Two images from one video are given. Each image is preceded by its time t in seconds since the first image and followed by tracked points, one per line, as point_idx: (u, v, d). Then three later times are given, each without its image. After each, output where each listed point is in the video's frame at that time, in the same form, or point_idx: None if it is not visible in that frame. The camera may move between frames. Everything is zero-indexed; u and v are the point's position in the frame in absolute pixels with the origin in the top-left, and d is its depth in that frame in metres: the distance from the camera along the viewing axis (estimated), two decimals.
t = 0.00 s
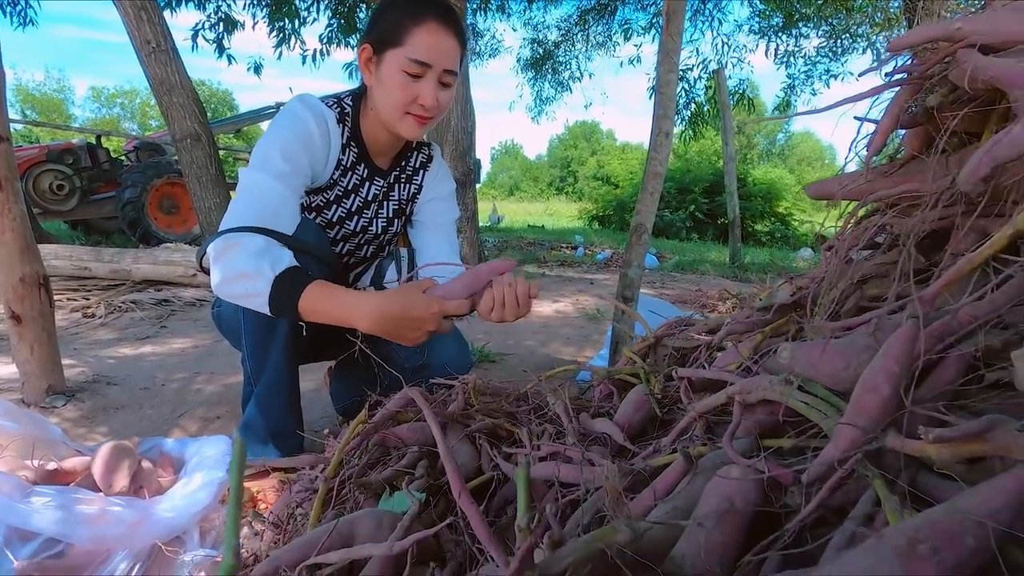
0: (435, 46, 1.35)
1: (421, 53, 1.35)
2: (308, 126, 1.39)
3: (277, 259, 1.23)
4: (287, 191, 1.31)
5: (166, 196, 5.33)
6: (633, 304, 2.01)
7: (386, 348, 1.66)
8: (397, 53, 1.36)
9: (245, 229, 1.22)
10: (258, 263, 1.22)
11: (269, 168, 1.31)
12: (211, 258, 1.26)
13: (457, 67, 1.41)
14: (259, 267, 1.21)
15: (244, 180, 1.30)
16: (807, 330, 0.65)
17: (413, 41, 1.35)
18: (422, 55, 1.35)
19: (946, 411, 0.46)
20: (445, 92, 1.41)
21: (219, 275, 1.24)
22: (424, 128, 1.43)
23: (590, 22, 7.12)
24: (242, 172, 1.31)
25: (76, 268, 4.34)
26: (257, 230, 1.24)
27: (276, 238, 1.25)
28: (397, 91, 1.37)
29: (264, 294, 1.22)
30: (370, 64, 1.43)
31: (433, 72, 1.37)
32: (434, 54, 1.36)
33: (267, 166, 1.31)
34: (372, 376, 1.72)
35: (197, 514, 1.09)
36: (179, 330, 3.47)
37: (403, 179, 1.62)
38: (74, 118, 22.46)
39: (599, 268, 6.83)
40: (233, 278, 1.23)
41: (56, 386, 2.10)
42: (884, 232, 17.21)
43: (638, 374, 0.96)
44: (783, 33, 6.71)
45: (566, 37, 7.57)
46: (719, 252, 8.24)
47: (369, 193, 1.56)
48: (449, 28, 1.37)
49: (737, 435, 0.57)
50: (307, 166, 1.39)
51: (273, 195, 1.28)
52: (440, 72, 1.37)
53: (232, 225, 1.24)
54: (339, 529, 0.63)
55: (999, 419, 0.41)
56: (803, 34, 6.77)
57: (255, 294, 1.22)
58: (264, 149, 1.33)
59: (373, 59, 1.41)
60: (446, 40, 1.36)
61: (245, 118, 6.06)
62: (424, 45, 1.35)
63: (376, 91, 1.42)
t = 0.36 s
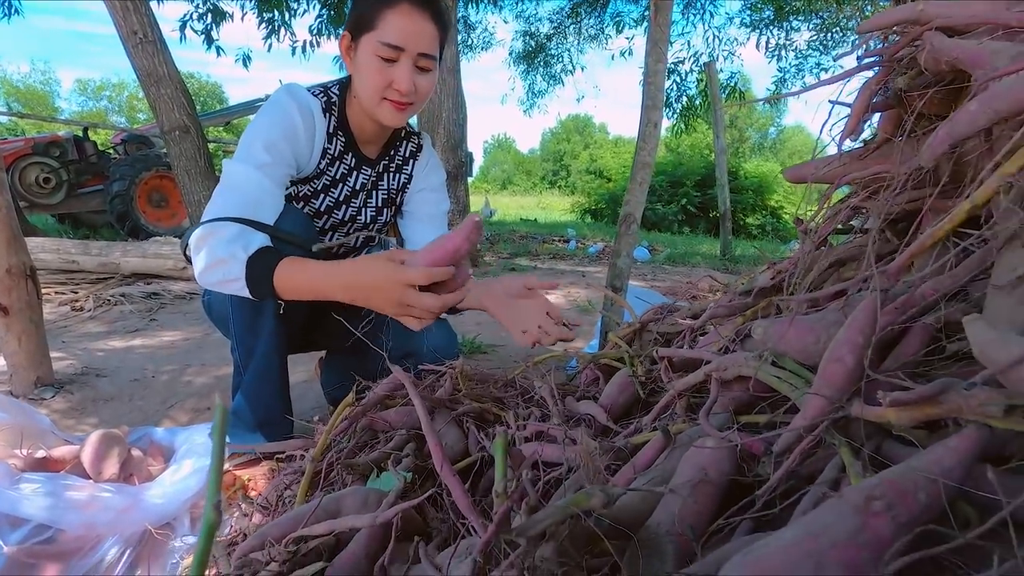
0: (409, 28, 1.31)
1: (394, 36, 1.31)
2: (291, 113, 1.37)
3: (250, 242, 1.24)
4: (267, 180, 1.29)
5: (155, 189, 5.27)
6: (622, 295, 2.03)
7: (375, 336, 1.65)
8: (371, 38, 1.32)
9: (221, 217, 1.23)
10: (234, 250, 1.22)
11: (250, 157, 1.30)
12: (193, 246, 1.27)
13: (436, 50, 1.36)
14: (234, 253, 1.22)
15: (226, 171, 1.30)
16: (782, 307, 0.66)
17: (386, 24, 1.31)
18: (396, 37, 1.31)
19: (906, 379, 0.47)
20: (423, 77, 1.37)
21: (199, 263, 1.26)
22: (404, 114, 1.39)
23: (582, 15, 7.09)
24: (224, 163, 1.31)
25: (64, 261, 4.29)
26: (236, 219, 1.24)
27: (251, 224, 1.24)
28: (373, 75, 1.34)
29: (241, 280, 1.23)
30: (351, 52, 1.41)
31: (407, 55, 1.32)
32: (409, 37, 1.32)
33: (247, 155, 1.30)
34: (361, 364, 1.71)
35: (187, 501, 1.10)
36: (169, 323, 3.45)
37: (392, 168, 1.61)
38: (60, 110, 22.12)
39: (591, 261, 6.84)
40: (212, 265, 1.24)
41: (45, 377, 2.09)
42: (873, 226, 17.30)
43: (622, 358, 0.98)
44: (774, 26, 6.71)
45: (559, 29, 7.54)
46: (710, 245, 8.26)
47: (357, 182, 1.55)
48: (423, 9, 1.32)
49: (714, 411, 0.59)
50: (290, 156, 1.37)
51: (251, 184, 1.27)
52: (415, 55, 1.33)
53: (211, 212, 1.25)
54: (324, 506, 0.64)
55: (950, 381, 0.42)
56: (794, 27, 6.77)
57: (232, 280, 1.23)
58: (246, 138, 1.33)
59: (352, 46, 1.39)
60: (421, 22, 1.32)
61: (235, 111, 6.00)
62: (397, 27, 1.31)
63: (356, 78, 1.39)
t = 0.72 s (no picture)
0: (402, 22, 1.28)
1: (384, 30, 1.28)
2: (283, 102, 1.36)
3: (250, 231, 1.24)
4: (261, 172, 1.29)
5: (143, 182, 5.19)
6: (612, 285, 2.04)
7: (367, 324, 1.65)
8: (362, 31, 1.30)
9: (215, 206, 1.23)
10: (231, 240, 1.22)
11: (242, 148, 1.29)
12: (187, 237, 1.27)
13: (429, 44, 1.34)
14: (231, 243, 1.22)
15: (218, 161, 1.29)
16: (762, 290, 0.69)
17: (376, 18, 1.28)
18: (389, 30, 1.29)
19: (875, 352, 0.49)
20: (414, 71, 1.34)
21: (194, 254, 1.26)
22: (394, 108, 1.37)
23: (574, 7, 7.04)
24: (217, 153, 1.31)
25: (52, 254, 4.25)
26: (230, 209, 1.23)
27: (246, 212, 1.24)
28: (364, 69, 1.32)
29: (239, 268, 1.23)
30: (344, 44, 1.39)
31: (398, 49, 1.30)
32: (400, 31, 1.30)
33: (239, 146, 1.29)
34: (353, 352, 1.71)
35: (181, 488, 1.10)
36: (159, 315, 3.43)
37: (385, 160, 1.58)
38: (45, 102, 21.75)
39: (582, 254, 6.84)
40: (207, 254, 1.24)
41: (34, 369, 2.09)
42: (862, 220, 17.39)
43: (610, 344, 1.00)
44: (766, 19, 6.70)
45: (551, 21, 7.49)
46: (701, 238, 8.28)
47: (349, 174, 1.53)
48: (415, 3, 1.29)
49: (697, 391, 0.60)
50: (283, 146, 1.36)
51: (244, 174, 1.26)
52: (405, 49, 1.30)
53: (204, 202, 1.24)
54: (315, 485, 0.65)
55: (915, 350, 0.44)
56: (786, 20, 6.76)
57: (230, 269, 1.23)
58: (238, 128, 1.32)
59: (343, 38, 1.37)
60: (412, 16, 1.29)
61: (224, 103, 5.94)
62: (387, 20, 1.28)
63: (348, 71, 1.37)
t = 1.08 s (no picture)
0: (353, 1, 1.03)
1: (329, 12, 1.04)
2: (263, 98, 1.29)
3: (227, 237, 1.23)
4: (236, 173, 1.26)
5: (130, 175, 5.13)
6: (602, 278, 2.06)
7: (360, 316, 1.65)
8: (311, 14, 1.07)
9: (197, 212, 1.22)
10: (211, 245, 1.22)
11: (220, 147, 1.26)
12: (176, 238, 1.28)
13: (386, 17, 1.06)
14: (211, 250, 1.22)
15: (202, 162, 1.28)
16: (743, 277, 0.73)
17: None
18: (338, 10, 1.04)
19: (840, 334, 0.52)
20: (375, 54, 1.09)
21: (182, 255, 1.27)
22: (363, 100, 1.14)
23: None
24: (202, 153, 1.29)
25: (39, 247, 4.21)
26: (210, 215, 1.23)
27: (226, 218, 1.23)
28: (319, 57, 1.11)
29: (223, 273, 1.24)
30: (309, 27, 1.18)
31: (347, 31, 1.05)
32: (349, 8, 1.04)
33: (218, 144, 1.26)
34: (347, 343, 1.71)
35: (174, 479, 1.12)
36: (149, 309, 3.42)
37: (375, 151, 1.47)
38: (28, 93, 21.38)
39: (573, 247, 6.85)
40: (193, 258, 1.25)
41: (23, 362, 2.08)
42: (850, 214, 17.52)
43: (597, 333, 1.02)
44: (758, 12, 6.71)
45: (542, 14, 7.46)
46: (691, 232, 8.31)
47: (337, 165, 1.43)
48: None
49: (677, 374, 0.63)
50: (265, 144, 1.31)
51: (222, 178, 1.24)
52: (356, 30, 1.05)
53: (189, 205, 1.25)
54: (307, 468, 0.67)
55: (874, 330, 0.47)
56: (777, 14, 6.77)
57: (214, 273, 1.24)
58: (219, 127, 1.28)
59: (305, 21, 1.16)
60: None
61: (213, 94, 5.88)
62: None
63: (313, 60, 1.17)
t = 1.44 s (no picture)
0: (316, 1, 0.97)
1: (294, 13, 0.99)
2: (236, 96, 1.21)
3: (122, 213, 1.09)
4: (201, 181, 1.24)
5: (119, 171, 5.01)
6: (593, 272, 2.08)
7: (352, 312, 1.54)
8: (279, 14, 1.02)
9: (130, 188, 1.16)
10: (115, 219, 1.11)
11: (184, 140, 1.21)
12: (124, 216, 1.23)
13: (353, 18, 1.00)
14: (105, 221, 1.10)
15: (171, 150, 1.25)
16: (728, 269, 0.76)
17: None
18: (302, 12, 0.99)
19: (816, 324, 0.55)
20: (345, 56, 1.03)
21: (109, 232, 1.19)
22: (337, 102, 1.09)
23: None
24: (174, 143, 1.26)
25: (26, 242, 4.17)
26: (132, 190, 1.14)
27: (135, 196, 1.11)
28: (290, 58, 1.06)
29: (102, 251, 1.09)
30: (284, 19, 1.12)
31: (313, 34, 1.00)
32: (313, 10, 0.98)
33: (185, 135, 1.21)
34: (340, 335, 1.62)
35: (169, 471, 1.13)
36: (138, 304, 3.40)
37: (364, 146, 1.33)
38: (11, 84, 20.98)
39: (565, 241, 6.87)
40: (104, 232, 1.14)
41: (14, 357, 2.08)
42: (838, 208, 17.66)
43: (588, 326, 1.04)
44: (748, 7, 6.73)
45: (534, 7, 7.44)
46: (682, 226, 8.34)
47: (321, 163, 1.31)
48: None
49: (665, 363, 0.66)
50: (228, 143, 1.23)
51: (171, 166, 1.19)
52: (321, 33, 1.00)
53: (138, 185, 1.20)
54: (305, 457, 0.69)
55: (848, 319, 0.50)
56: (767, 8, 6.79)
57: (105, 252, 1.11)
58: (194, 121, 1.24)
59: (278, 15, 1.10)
60: None
61: (203, 87, 5.82)
62: None
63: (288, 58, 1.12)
